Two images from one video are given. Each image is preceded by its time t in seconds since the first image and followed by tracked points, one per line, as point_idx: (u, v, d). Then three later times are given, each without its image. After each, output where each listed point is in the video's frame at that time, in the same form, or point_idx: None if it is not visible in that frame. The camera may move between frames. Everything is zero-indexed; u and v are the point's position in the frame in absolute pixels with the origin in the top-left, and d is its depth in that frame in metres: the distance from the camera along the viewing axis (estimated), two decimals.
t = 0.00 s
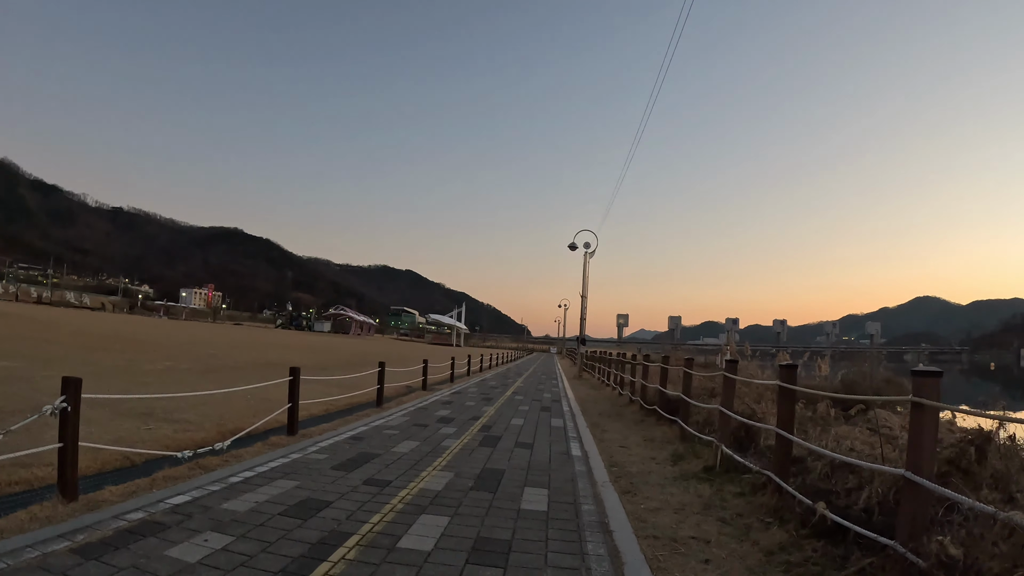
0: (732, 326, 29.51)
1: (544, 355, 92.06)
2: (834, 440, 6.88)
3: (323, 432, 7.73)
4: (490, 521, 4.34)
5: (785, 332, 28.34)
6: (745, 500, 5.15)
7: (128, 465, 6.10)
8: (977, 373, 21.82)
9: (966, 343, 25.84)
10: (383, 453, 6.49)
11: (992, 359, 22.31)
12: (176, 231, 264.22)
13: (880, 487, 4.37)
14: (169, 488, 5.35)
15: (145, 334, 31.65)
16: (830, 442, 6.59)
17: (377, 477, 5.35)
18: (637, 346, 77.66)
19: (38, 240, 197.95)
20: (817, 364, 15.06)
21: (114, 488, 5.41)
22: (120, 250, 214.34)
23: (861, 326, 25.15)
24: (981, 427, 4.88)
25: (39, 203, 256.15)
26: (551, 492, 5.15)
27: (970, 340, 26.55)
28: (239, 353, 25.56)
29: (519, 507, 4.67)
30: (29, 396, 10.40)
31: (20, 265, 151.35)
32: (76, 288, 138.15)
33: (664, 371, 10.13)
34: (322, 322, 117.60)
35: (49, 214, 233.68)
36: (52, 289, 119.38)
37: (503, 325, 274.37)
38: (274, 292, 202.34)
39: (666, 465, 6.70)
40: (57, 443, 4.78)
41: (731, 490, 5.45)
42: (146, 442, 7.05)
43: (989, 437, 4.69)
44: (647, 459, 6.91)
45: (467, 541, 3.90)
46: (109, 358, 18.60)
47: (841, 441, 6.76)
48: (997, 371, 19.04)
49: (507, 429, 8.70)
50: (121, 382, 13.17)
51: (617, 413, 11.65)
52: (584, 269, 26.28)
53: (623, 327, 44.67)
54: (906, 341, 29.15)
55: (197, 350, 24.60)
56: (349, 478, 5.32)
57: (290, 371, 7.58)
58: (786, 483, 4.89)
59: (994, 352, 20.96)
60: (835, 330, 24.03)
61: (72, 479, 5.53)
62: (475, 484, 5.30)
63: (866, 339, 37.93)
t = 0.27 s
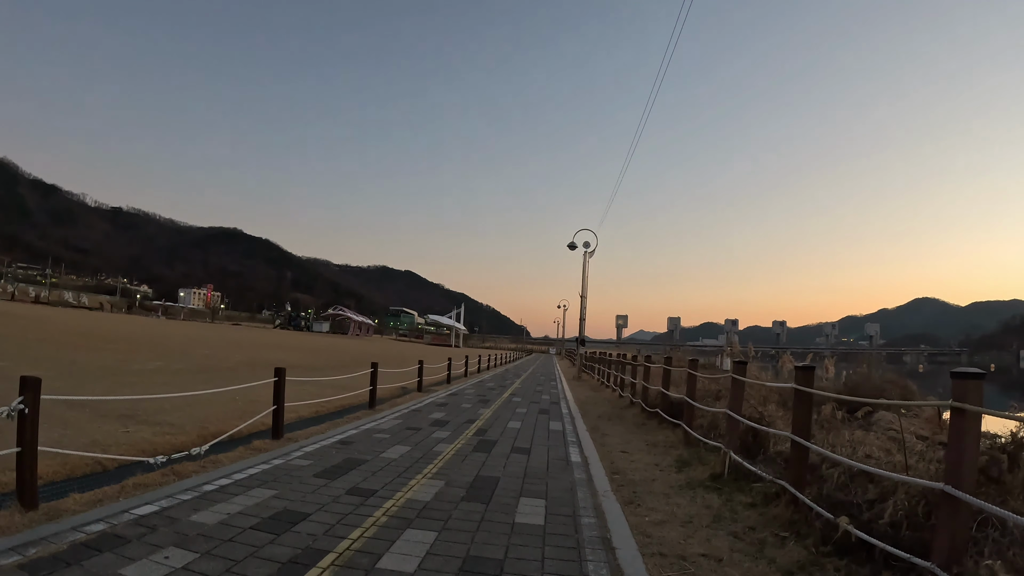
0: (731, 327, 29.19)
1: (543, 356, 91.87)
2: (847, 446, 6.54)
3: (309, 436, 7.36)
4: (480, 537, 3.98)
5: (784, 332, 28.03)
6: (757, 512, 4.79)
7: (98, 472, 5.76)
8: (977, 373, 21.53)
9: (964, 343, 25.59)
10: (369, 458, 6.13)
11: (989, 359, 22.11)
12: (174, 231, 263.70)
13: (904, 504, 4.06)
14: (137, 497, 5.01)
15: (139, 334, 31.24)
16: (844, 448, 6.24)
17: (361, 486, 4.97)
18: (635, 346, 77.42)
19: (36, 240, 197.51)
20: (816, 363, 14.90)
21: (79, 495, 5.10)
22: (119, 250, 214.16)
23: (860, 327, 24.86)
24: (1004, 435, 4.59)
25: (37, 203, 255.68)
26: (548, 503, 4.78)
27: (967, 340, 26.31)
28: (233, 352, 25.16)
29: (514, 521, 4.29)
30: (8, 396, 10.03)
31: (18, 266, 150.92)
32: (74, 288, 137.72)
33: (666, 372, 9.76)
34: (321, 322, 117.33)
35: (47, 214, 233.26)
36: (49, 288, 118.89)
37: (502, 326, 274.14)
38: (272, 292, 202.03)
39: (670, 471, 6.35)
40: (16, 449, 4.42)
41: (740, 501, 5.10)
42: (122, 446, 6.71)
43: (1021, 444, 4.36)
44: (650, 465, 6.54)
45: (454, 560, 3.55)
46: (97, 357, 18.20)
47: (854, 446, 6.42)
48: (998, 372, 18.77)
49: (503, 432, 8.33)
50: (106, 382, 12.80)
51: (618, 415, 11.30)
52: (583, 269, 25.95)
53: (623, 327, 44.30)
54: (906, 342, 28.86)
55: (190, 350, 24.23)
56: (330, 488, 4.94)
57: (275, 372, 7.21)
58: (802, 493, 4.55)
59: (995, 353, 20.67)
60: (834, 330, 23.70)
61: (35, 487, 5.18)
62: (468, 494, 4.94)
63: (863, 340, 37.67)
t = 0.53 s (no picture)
0: (731, 327, 28.83)
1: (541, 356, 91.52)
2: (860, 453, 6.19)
3: (292, 439, 6.96)
4: (468, 555, 3.60)
5: (784, 333, 27.68)
6: (770, 526, 4.43)
7: (61, 479, 5.38)
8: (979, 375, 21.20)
9: (965, 344, 25.24)
10: (354, 465, 5.75)
11: (991, 360, 21.79)
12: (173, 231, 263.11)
13: (934, 523, 3.73)
14: (99, 507, 4.63)
15: (132, 332, 30.86)
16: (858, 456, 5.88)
17: (340, 496, 4.58)
18: (634, 346, 77.09)
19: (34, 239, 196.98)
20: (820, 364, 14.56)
21: (36, 504, 4.72)
22: (117, 250, 213.67)
23: (861, 328, 24.53)
24: None
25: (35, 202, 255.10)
26: (543, 516, 4.40)
27: (968, 341, 25.99)
28: (225, 351, 24.76)
29: (505, 537, 3.89)
30: None
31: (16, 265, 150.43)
32: (71, 287, 137.27)
33: (668, 373, 9.37)
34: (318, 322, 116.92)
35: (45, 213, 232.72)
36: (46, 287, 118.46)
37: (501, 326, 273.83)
38: (271, 292, 201.55)
39: (674, 478, 5.99)
40: None
41: (751, 513, 4.73)
42: (91, 450, 6.32)
43: None
44: (653, 472, 6.16)
45: None
46: (84, 356, 17.81)
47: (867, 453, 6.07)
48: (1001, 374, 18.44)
49: (498, 436, 7.96)
50: (88, 382, 12.37)
51: (618, 417, 10.92)
52: (582, 268, 25.58)
53: (621, 327, 43.91)
54: (907, 341, 28.52)
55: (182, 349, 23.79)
56: (306, 498, 4.54)
57: (256, 373, 6.82)
58: (820, 508, 4.20)
59: (997, 354, 20.34)
60: (834, 331, 23.36)
61: None
62: (457, 505, 4.56)
63: (862, 340, 37.33)
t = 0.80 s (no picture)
0: (731, 327, 28.49)
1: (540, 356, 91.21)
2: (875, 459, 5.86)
3: (277, 444, 6.63)
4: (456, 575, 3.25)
5: (784, 333, 27.35)
6: (787, 542, 4.09)
7: (24, 487, 5.03)
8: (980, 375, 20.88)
9: (965, 345, 24.93)
10: (339, 473, 5.40)
11: (992, 361, 21.48)
12: (174, 231, 262.87)
13: (970, 542, 3.39)
14: (62, 517, 4.29)
15: (127, 332, 30.54)
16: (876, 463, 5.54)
17: (320, 510, 4.22)
18: (634, 347, 76.76)
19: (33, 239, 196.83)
20: (823, 365, 14.21)
21: None
22: (116, 250, 213.57)
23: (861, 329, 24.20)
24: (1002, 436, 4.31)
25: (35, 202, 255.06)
26: (541, 531, 4.06)
27: (968, 341, 25.69)
28: (219, 352, 24.41)
29: (497, 557, 3.53)
30: None
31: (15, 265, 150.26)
32: (70, 287, 137.09)
33: (672, 374, 9.01)
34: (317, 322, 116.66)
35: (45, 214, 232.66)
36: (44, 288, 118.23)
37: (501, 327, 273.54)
38: (270, 292, 201.34)
39: (680, 487, 5.64)
40: None
41: (765, 527, 4.38)
42: (61, 456, 5.98)
43: None
44: (657, 480, 5.81)
45: None
46: (73, 356, 17.47)
47: (885, 460, 5.73)
48: (1004, 375, 18.12)
49: (494, 441, 7.60)
50: (73, 383, 12.02)
51: (619, 420, 10.57)
52: (582, 267, 25.24)
53: (621, 328, 43.55)
54: (907, 342, 28.22)
55: (177, 350, 23.46)
56: (282, 512, 4.19)
57: (239, 374, 6.46)
58: (842, 520, 3.88)
59: (1000, 355, 20.04)
60: (835, 332, 23.03)
61: None
62: (447, 517, 4.21)
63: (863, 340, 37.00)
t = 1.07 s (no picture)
0: (732, 327, 28.08)
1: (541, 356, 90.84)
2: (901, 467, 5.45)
3: (261, 449, 6.26)
4: None
5: (786, 333, 26.93)
6: (814, 561, 3.71)
7: None
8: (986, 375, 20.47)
9: (969, 344, 24.53)
10: (324, 481, 5.01)
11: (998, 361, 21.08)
12: (175, 231, 262.89)
13: None
14: (15, 529, 3.92)
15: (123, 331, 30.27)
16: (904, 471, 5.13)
17: (296, 525, 3.84)
18: (635, 347, 76.36)
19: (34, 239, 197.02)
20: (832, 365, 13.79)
21: None
22: (117, 250, 213.72)
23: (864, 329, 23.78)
24: (1011, 433, 4.15)
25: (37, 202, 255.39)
26: (539, 549, 3.65)
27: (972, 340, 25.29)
28: (215, 351, 24.08)
29: None
30: None
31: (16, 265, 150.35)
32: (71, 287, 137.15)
33: (679, 375, 8.61)
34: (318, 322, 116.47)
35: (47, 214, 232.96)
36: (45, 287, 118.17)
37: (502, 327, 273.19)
38: (271, 292, 201.25)
39: (691, 496, 5.24)
40: None
41: (786, 544, 3.99)
42: (28, 462, 5.60)
43: None
44: (666, 488, 5.41)
45: None
46: (64, 355, 17.14)
47: (912, 468, 5.32)
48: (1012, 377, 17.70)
49: (492, 445, 7.20)
50: (60, 383, 11.69)
51: (623, 422, 10.17)
52: (583, 266, 24.85)
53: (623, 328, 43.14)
54: (910, 342, 27.83)
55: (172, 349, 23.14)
56: (255, 527, 3.82)
57: (220, 375, 6.08)
58: (876, 538, 3.51)
59: (1006, 355, 19.64)
60: (838, 332, 22.63)
61: None
62: (437, 533, 3.81)
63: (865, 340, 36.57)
